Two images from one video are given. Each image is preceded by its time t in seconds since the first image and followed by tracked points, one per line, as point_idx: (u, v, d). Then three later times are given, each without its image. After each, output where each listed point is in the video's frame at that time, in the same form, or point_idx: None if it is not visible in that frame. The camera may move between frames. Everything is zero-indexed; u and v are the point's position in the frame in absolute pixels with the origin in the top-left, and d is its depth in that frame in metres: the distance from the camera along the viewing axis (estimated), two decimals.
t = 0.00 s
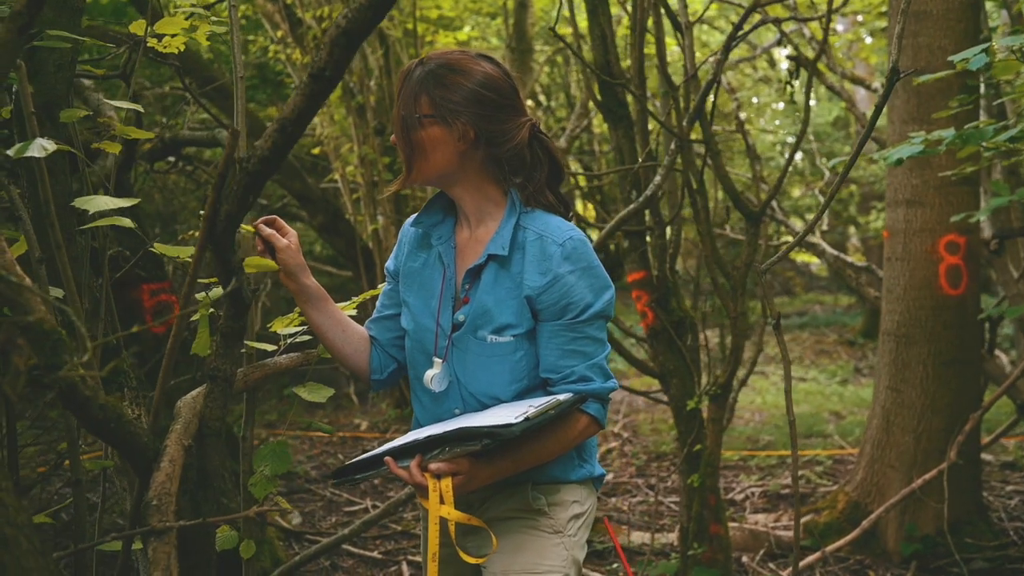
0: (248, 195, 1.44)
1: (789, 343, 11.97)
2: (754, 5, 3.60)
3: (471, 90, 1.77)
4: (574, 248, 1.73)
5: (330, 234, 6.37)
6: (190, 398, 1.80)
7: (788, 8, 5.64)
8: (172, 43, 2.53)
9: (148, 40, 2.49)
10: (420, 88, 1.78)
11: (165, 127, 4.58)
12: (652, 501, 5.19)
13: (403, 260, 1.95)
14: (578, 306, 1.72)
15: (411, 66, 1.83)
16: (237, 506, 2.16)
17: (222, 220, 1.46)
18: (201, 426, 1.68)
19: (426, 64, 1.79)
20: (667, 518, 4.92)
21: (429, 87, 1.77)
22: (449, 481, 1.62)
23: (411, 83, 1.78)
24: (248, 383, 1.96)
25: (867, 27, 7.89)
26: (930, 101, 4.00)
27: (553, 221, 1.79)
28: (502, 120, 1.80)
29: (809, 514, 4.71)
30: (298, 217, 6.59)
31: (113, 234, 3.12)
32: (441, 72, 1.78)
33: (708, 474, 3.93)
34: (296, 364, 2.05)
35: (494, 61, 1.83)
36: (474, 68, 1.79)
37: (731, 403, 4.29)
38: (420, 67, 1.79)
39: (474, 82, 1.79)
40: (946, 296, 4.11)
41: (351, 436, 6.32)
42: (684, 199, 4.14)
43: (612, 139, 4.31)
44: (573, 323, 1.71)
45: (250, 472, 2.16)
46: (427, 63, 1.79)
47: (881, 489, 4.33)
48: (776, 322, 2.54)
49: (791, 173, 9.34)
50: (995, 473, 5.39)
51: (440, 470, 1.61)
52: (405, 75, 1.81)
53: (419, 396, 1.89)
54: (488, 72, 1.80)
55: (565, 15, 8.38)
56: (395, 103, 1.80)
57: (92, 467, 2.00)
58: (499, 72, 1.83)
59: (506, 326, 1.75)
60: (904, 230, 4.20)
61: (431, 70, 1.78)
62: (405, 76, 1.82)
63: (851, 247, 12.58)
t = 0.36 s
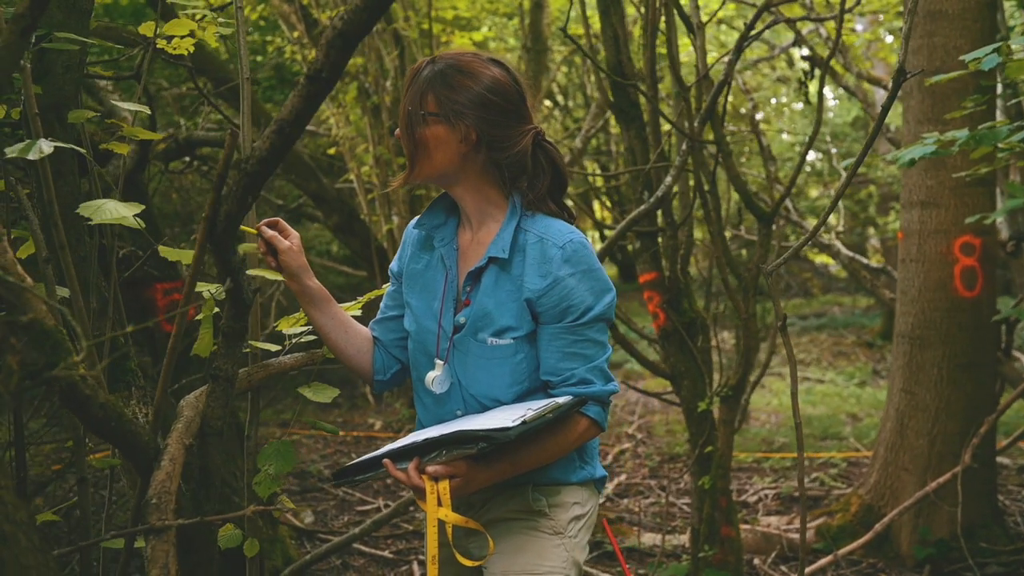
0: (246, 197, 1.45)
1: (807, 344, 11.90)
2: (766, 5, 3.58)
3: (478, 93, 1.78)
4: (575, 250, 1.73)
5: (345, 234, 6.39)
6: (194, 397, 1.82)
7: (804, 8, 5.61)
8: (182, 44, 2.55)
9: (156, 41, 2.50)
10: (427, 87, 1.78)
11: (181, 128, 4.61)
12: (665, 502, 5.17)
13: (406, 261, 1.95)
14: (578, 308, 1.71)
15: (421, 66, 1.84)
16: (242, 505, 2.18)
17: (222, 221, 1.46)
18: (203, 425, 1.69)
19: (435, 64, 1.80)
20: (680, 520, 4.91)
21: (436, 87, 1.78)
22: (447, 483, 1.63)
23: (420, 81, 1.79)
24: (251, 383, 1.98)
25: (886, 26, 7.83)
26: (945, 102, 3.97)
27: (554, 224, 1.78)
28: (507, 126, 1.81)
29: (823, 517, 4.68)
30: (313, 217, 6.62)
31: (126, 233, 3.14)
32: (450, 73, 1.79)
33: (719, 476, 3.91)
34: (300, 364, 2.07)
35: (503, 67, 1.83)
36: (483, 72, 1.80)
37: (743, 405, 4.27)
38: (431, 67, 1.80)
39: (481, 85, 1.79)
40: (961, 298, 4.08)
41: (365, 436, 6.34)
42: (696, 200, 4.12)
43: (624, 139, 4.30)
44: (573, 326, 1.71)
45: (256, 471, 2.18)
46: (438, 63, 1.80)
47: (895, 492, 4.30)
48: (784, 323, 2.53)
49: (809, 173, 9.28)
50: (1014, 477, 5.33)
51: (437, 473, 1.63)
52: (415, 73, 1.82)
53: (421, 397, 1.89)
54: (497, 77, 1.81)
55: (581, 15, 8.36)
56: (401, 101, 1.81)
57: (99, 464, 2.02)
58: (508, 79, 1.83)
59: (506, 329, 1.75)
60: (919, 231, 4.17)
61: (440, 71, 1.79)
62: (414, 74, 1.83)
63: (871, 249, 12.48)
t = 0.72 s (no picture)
0: (244, 196, 1.46)
1: (821, 346, 11.84)
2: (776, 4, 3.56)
3: (480, 94, 1.78)
4: (575, 250, 1.73)
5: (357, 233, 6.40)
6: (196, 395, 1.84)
7: (818, 8, 5.58)
8: (189, 44, 2.56)
9: (164, 41, 2.52)
10: (429, 86, 1.78)
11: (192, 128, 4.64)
12: (675, 504, 5.16)
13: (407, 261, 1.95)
14: (577, 309, 1.71)
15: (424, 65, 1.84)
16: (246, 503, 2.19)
17: (220, 220, 1.47)
18: (203, 422, 1.70)
19: (437, 64, 1.80)
20: (688, 521, 4.89)
21: (438, 86, 1.78)
22: (445, 482, 1.64)
23: (422, 80, 1.79)
24: (253, 381, 1.99)
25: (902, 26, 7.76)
26: (957, 102, 3.94)
27: (555, 224, 1.78)
28: (508, 126, 1.80)
29: (833, 519, 4.66)
30: (325, 217, 6.63)
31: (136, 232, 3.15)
32: (452, 73, 1.79)
33: (728, 477, 3.90)
34: (302, 362, 2.08)
35: (506, 67, 1.83)
36: (486, 73, 1.80)
37: (753, 406, 4.25)
38: (433, 66, 1.81)
39: (483, 86, 1.79)
40: (972, 300, 4.05)
41: (376, 435, 6.35)
42: (705, 200, 4.11)
43: (633, 139, 4.29)
44: (573, 326, 1.71)
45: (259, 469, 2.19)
46: (440, 63, 1.80)
47: (906, 495, 4.27)
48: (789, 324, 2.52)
49: (823, 174, 9.23)
50: None
51: (436, 472, 1.63)
52: (417, 72, 1.82)
53: (423, 396, 1.89)
54: (499, 77, 1.81)
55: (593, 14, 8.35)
56: (403, 101, 1.81)
57: (104, 462, 2.05)
58: (510, 80, 1.83)
59: (506, 329, 1.75)
60: (930, 232, 4.14)
61: (442, 70, 1.79)
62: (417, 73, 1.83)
63: (885, 249, 12.41)
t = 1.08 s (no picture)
0: (247, 195, 1.47)
1: (836, 346, 11.79)
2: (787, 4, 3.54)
3: (488, 94, 1.77)
4: (579, 249, 1.72)
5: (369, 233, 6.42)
6: (201, 392, 1.85)
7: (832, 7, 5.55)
8: (198, 44, 2.57)
9: (173, 41, 2.53)
10: (437, 83, 1.78)
11: (206, 128, 4.66)
12: (686, 504, 5.15)
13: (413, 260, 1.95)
14: (581, 308, 1.70)
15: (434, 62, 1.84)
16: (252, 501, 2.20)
17: (224, 217, 1.48)
18: (208, 420, 1.71)
19: (446, 62, 1.80)
20: (699, 522, 4.88)
21: (446, 85, 1.78)
22: (447, 481, 1.64)
23: (430, 78, 1.79)
24: (259, 380, 2.00)
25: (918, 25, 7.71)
26: (971, 102, 3.91)
27: (559, 224, 1.78)
28: (515, 128, 1.80)
29: (845, 520, 4.64)
30: (338, 217, 6.65)
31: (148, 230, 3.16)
32: (461, 72, 1.78)
33: (738, 478, 3.89)
34: (308, 361, 2.08)
35: (515, 68, 1.82)
36: (495, 73, 1.79)
37: (764, 407, 4.23)
38: (443, 63, 1.80)
39: (491, 86, 1.78)
40: (986, 301, 4.01)
41: (387, 434, 6.37)
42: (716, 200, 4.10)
43: (645, 139, 4.28)
44: (576, 325, 1.70)
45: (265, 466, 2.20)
46: (450, 61, 1.80)
47: (918, 496, 4.24)
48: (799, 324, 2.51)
49: (838, 174, 9.18)
50: None
51: (438, 470, 1.63)
52: (427, 69, 1.82)
53: (428, 395, 1.89)
54: (508, 79, 1.80)
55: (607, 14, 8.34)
56: (411, 97, 1.81)
57: (111, 459, 2.07)
58: (519, 81, 1.83)
59: (510, 327, 1.74)
60: (943, 232, 4.11)
61: (451, 69, 1.78)
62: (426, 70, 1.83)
63: (901, 250, 12.34)
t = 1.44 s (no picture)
0: (255, 194, 1.47)
1: (852, 347, 11.73)
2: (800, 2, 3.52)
3: (509, 93, 1.78)
4: (585, 250, 1.72)
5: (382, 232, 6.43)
6: (211, 390, 1.86)
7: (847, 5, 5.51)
8: (211, 44, 2.59)
9: (186, 41, 2.55)
10: (459, 78, 1.78)
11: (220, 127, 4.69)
12: (698, 505, 5.13)
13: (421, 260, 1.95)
14: (587, 309, 1.70)
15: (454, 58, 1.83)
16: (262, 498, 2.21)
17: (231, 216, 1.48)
18: (217, 418, 1.72)
19: (468, 58, 1.80)
20: (711, 523, 4.86)
21: (468, 80, 1.77)
22: (452, 480, 1.65)
23: (452, 72, 1.79)
24: (268, 379, 2.01)
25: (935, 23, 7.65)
26: (987, 102, 3.88)
27: (566, 224, 1.77)
28: (532, 129, 1.81)
29: (858, 522, 4.62)
30: (352, 216, 6.67)
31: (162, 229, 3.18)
32: (484, 68, 1.78)
33: (750, 478, 3.87)
34: (318, 359, 2.09)
35: (535, 70, 1.83)
36: (517, 73, 1.79)
37: (776, 408, 4.21)
38: (465, 59, 1.80)
39: (512, 85, 1.79)
40: (1002, 302, 3.96)
41: (401, 433, 6.38)
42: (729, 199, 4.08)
43: (657, 138, 4.27)
44: (583, 326, 1.70)
45: (275, 464, 2.21)
46: (473, 57, 1.80)
47: (932, 498, 4.22)
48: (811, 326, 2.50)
49: (854, 173, 9.13)
50: None
51: (442, 470, 1.64)
52: (448, 64, 1.81)
53: (436, 394, 1.89)
54: (528, 80, 1.81)
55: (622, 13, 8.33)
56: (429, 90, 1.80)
57: (122, 457, 2.09)
58: (538, 82, 1.83)
59: (516, 328, 1.74)
60: (959, 233, 4.07)
61: (474, 65, 1.78)
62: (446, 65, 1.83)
63: (918, 250, 12.27)
